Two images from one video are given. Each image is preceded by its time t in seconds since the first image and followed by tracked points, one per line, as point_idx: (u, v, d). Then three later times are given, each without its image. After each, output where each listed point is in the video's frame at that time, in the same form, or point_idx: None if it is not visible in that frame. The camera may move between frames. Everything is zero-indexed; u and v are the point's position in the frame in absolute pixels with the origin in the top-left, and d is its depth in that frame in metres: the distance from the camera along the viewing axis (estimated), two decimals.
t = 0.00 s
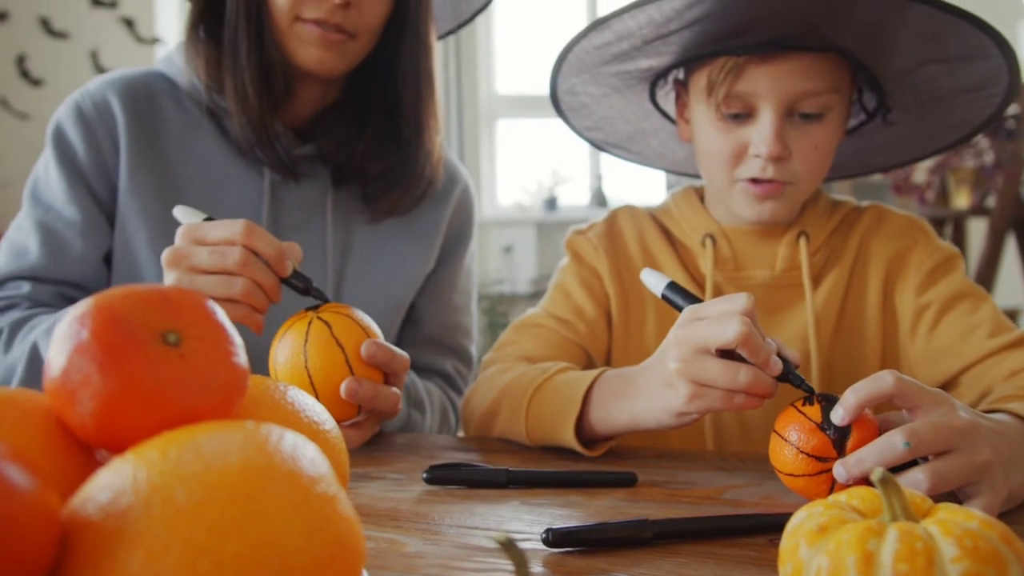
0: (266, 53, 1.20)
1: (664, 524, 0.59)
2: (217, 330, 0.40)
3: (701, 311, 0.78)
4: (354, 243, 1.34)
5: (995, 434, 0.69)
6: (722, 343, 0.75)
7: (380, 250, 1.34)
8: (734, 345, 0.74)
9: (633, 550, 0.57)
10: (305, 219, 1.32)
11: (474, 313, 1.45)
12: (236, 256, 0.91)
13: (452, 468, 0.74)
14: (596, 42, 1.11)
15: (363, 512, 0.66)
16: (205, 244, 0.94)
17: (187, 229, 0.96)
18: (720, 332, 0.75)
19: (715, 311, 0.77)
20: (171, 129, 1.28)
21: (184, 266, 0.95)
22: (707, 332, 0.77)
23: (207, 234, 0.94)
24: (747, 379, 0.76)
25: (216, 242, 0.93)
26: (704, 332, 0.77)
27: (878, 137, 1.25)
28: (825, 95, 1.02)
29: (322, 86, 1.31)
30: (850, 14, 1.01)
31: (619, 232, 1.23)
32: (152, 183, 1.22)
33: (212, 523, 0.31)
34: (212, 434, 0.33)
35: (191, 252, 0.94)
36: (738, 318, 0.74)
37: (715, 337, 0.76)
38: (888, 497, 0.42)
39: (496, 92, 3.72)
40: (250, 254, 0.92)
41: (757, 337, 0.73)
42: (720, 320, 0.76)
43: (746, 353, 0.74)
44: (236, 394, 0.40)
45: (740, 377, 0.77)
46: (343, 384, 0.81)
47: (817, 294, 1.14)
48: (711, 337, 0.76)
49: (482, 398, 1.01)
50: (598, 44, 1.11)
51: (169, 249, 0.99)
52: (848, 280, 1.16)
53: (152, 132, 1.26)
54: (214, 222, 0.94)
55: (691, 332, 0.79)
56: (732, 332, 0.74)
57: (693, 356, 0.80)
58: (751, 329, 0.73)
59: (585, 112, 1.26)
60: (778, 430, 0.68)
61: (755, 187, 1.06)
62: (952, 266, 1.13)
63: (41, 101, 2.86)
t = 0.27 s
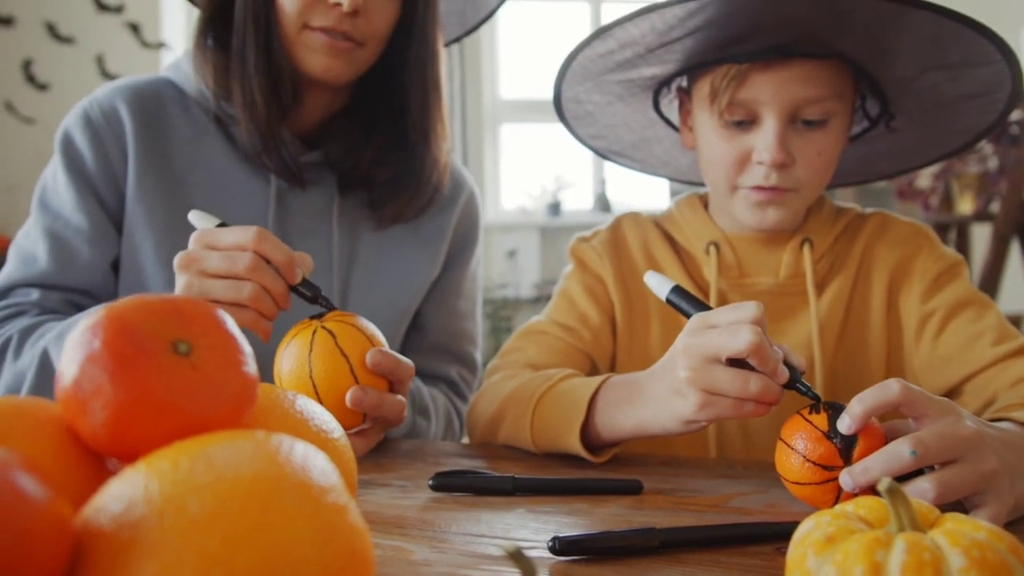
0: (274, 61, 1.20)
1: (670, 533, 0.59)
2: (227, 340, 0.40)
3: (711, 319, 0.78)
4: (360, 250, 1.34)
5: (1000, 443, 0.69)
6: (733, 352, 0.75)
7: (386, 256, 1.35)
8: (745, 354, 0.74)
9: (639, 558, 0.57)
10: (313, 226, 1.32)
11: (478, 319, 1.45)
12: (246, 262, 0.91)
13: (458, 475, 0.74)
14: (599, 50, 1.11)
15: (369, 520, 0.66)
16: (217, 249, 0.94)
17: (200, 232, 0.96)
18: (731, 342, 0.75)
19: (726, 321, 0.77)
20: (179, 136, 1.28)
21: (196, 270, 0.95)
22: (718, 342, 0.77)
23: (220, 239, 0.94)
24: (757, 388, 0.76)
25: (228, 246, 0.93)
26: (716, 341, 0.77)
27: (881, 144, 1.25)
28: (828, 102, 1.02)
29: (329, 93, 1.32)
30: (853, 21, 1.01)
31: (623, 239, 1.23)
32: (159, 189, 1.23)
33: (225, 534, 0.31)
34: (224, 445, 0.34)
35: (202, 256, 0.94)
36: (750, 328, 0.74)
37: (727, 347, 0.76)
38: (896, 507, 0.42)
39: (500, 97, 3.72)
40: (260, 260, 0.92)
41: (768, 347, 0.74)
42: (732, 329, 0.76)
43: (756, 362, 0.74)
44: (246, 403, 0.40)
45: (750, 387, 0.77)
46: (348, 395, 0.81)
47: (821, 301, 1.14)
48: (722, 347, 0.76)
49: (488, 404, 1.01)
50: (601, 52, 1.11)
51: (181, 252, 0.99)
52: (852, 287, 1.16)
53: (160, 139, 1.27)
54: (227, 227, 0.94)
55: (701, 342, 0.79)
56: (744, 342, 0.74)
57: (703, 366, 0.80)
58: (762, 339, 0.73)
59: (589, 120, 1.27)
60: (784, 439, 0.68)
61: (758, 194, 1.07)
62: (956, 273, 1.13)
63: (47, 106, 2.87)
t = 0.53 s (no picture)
0: (280, 68, 1.21)
1: (674, 539, 0.59)
2: (233, 349, 0.40)
3: (709, 326, 0.79)
4: (364, 257, 1.34)
5: (1004, 449, 0.69)
6: (730, 360, 0.75)
7: (389, 261, 1.35)
8: (741, 362, 0.74)
9: (644, 565, 0.57)
10: (318, 231, 1.33)
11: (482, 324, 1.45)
12: (253, 264, 0.91)
13: (462, 481, 0.75)
14: (601, 58, 1.11)
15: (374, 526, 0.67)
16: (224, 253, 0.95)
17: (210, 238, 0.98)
18: (728, 350, 0.75)
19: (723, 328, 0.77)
20: (184, 143, 1.29)
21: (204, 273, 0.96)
22: (716, 349, 0.77)
23: (229, 242, 0.95)
24: (755, 396, 0.76)
25: (236, 250, 0.94)
26: (713, 349, 0.78)
27: (883, 149, 1.25)
28: (829, 107, 1.03)
29: (334, 99, 1.32)
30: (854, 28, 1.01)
31: (626, 244, 1.24)
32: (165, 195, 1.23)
33: (233, 543, 0.31)
34: (232, 454, 0.34)
35: (210, 260, 0.95)
36: (746, 336, 0.75)
37: (724, 354, 0.76)
38: (900, 515, 0.42)
39: (503, 100, 3.73)
40: (267, 264, 0.92)
41: (765, 355, 0.74)
42: (729, 336, 0.76)
43: (753, 369, 0.74)
44: (253, 411, 0.40)
45: (749, 395, 0.77)
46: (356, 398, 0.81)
47: (824, 307, 1.14)
48: (719, 354, 0.76)
49: (492, 409, 1.01)
50: (603, 60, 1.11)
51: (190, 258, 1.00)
52: (855, 293, 1.16)
53: (164, 146, 1.27)
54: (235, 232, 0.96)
55: (699, 348, 0.79)
56: (741, 349, 0.74)
57: (700, 374, 0.80)
58: (758, 347, 0.74)
59: (591, 127, 1.27)
60: (788, 445, 0.69)
61: (760, 200, 1.07)
62: (960, 278, 1.13)
63: (52, 111, 2.89)
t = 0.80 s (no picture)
0: (286, 75, 1.22)
1: (679, 546, 0.59)
2: (240, 358, 0.40)
3: (720, 333, 0.79)
4: (369, 264, 1.35)
5: (1008, 455, 0.69)
6: (743, 367, 0.75)
7: (393, 268, 1.35)
8: (754, 369, 0.74)
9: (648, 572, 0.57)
10: (324, 239, 1.33)
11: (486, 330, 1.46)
12: (266, 268, 0.92)
13: (466, 488, 0.75)
14: (603, 65, 1.11)
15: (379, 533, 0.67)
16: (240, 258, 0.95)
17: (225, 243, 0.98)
18: (741, 357, 0.75)
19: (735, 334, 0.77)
20: (190, 151, 1.30)
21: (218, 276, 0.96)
22: (727, 356, 0.77)
23: (246, 247, 0.96)
24: (766, 402, 0.77)
25: (251, 255, 0.94)
26: (725, 356, 0.77)
27: (886, 154, 1.26)
28: (831, 113, 1.03)
29: (338, 106, 1.33)
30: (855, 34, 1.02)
31: (629, 250, 1.24)
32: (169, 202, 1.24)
33: (240, 552, 0.31)
34: (239, 464, 0.34)
35: (225, 262, 0.95)
36: (759, 343, 0.75)
37: (736, 361, 0.76)
38: (904, 523, 0.42)
39: (506, 105, 3.74)
40: (280, 269, 0.92)
41: (777, 362, 0.75)
42: (741, 343, 0.76)
43: (764, 376, 0.75)
44: (260, 420, 0.41)
45: (759, 401, 0.77)
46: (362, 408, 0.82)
47: (827, 312, 1.14)
48: (731, 361, 0.76)
49: (496, 416, 1.02)
50: (605, 67, 1.12)
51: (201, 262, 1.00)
52: (858, 298, 1.16)
53: (170, 153, 1.28)
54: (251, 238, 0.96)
55: (710, 356, 0.79)
56: (754, 357, 0.74)
57: (711, 380, 0.80)
58: (772, 354, 0.74)
59: (594, 134, 1.27)
60: (792, 451, 0.69)
61: (764, 206, 1.07)
62: (963, 283, 1.13)
63: (56, 117, 2.90)
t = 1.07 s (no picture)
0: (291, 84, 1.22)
1: (685, 552, 0.59)
2: (248, 367, 0.41)
3: (721, 338, 0.79)
4: (373, 270, 1.35)
5: (1014, 460, 0.68)
6: (743, 371, 0.75)
7: (397, 274, 1.36)
8: (754, 373, 0.75)
9: None
10: (328, 245, 1.34)
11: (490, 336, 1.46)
12: (274, 272, 0.92)
13: (473, 494, 0.75)
14: (606, 71, 1.12)
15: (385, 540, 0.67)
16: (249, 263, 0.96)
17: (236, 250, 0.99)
18: (741, 360, 0.76)
19: (736, 338, 0.78)
20: (195, 158, 1.30)
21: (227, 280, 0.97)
22: (728, 360, 0.77)
23: (254, 253, 0.96)
24: (767, 407, 0.76)
25: (260, 259, 0.95)
26: (725, 360, 0.78)
27: (888, 159, 1.26)
28: (834, 118, 1.03)
29: (343, 114, 1.33)
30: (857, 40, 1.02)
31: (633, 256, 1.24)
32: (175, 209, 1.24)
33: (251, 561, 0.32)
34: (249, 473, 0.34)
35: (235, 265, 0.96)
36: (759, 347, 0.75)
37: (737, 365, 0.76)
38: (910, 529, 0.42)
39: (509, 111, 3.75)
40: (289, 274, 0.93)
41: (777, 366, 0.75)
42: (741, 347, 0.77)
43: (765, 381, 0.75)
44: (268, 428, 0.41)
45: (760, 406, 0.77)
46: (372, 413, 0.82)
47: (831, 316, 1.14)
48: (731, 365, 0.77)
49: (501, 422, 1.02)
50: (608, 74, 1.12)
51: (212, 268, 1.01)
52: (862, 302, 1.16)
53: (175, 161, 1.29)
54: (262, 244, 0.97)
55: (711, 360, 0.80)
56: (754, 360, 0.74)
57: (713, 385, 0.80)
58: (772, 358, 0.74)
59: (598, 140, 1.28)
60: (798, 457, 0.69)
61: (768, 210, 1.07)
62: (968, 288, 1.13)
63: (61, 124, 2.91)
